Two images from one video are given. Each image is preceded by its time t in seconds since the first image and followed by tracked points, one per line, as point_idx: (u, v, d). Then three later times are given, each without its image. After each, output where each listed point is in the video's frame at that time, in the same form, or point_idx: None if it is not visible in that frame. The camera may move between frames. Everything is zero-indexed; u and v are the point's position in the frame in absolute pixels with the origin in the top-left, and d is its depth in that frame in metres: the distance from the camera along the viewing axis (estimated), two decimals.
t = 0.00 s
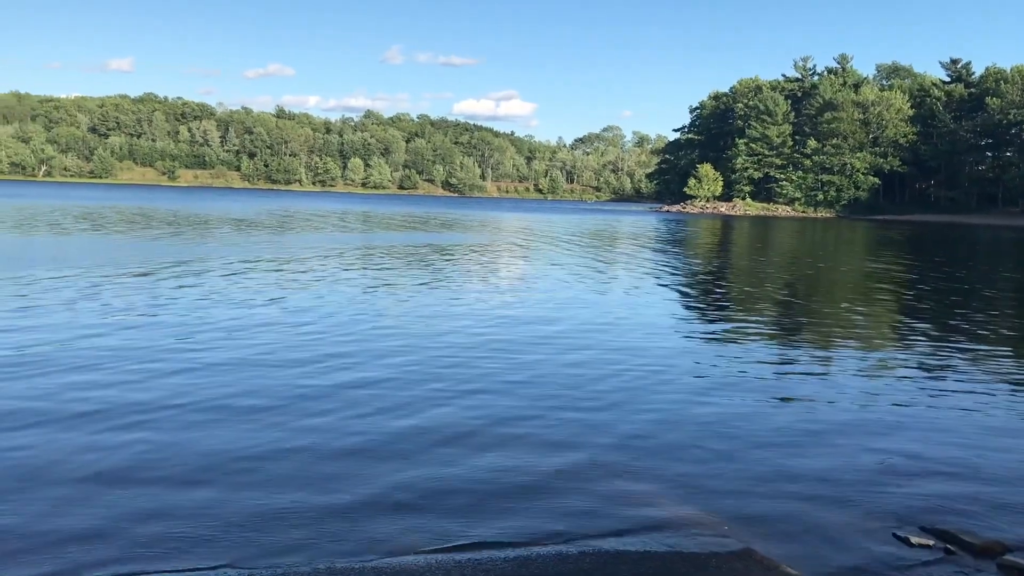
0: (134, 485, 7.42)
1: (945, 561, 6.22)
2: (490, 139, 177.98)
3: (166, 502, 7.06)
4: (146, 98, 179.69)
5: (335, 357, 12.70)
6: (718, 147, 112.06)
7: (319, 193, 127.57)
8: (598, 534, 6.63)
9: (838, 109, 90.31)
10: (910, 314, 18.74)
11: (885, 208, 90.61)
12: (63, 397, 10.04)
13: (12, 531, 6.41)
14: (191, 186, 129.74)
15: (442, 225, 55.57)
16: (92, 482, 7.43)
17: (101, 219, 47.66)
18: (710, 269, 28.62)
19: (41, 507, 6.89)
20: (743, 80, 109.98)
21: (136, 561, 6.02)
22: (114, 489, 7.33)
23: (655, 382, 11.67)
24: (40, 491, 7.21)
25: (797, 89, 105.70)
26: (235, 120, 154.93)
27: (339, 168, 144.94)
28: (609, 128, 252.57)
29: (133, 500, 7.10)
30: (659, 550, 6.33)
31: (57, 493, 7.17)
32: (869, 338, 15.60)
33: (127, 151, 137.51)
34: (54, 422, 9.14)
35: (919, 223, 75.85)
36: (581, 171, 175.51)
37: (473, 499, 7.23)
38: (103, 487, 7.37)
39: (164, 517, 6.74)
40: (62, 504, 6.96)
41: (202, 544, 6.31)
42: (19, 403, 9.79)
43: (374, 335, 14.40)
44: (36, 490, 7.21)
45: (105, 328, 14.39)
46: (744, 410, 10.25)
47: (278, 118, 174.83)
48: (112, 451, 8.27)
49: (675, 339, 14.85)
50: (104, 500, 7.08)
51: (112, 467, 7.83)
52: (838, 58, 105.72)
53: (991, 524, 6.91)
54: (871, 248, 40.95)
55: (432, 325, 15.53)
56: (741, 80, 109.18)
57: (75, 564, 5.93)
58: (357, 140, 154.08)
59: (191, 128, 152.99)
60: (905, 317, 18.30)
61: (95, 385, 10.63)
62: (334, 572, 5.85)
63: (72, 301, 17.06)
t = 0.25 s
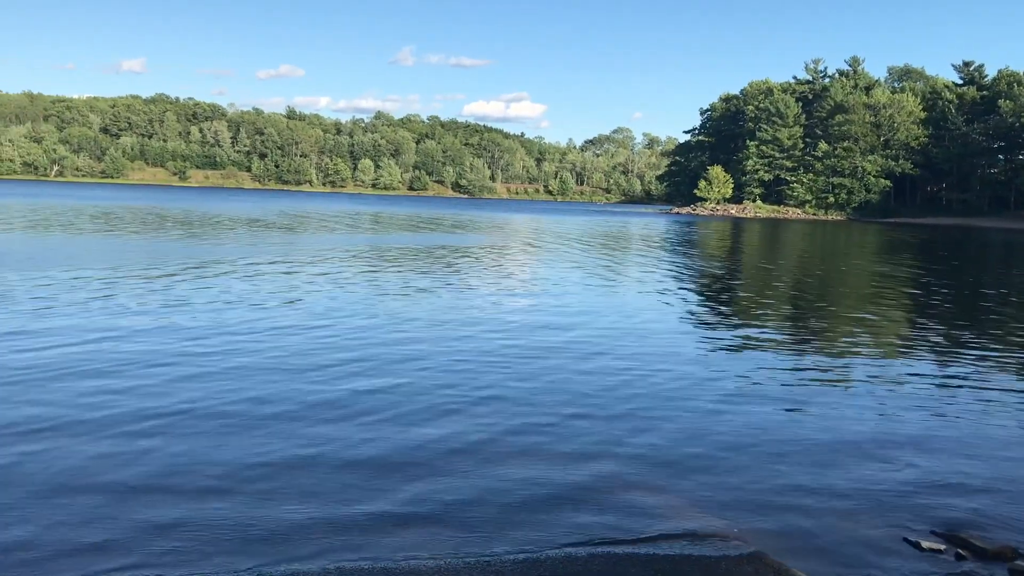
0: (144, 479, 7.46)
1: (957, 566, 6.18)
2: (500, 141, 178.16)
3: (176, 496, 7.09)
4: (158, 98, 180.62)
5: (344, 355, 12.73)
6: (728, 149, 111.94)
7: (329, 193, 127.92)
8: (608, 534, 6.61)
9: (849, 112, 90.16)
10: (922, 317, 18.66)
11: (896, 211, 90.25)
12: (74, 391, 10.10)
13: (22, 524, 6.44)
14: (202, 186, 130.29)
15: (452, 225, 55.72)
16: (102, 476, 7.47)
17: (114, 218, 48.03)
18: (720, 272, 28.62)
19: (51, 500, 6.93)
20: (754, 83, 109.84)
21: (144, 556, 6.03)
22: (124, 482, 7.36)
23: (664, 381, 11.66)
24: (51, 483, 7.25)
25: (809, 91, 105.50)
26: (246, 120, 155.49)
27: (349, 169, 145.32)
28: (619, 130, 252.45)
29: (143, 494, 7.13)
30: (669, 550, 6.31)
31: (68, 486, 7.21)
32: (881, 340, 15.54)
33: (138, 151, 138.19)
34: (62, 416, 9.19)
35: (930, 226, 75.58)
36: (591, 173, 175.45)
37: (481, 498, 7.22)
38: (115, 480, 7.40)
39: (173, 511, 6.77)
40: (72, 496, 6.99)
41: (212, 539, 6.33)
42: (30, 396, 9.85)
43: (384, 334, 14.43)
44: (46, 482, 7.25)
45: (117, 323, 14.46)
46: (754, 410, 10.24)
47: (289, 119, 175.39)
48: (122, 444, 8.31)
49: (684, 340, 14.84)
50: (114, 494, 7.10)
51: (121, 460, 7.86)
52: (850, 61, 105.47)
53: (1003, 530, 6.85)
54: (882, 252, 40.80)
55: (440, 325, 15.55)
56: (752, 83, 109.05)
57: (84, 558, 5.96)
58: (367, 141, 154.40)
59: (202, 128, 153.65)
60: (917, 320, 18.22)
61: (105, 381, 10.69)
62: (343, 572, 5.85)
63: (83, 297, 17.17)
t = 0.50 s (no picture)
0: (151, 479, 7.50)
1: (963, 569, 6.17)
2: (507, 141, 178.21)
3: (184, 496, 7.13)
4: (166, 98, 181.14)
5: (352, 356, 12.74)
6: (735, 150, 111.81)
7: (335, 194, 128.10)
8: (614, 534, 6.63)
9: (857, 113, 89.99)
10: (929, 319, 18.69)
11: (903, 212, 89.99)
12: (83, 394, 10.13)
13: (30, 523, 6.46)
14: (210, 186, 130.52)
15: (459, 226, 55.80)
16: (110, 477, 7.49)
17: (121, 217, 48.17)
18: (727, 273, 28.61)
19: (58, 501, 6.94)
20: (761, 84, 109.71)
21: (149, 555, 6.06)
22: (133, 483, 7.38)
23: (671, 384, 11.65)
24: (59, 485, 7.28)
25: (816, 92, 105.35)
26: (254, 121, 155.73)
27: (356, 169, 145.45)
28: (626, 131, 252.22)
29: (149, 495, 7.16)
30: (676, 552, 6.31)
31: (76, 488, 7.22)
32: (887, 343, 15.52)
33: (146, 150, 138.52)
34: (71, 418, 9.21)
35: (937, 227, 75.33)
36: (597, 174, 175.44)
37: (489, 501, 7.24)
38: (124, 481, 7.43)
39: (178, 512, 6.79)
40: (77, 498, 7.01)
41: (218, 539, 6.34)
42: (40, 398, 9.87)
43: (390, 336, 14.46)
44: (55, 484, 7.28)
45: (125, 324, 14.53)
46: (761, 413, 10.24)
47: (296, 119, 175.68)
48: (130, 445, 8.35)
49: (691, 342, 14.85)
50: (122, 494, 7.14)
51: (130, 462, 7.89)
52: (857, 62, 105.28)
53: (1009, 533, 6.85)
54: (889, 253, 40.71)
55: (446, 326, 15.61)
56: (759, 84, 108.92)
57: (93, 557, 5.98)
58: (374, 141, 154.54)
59: (210, 128, 154.01)
60: (925, 323, 18.18)
61: (114, 381, 10.73)
62: (351, 571, 5.87)
63: (91, 297, 17.25)
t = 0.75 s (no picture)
0: (154, 480, 7.49)
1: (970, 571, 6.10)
2: (513, 141, 178.16)
3: (188, 496, 7.10)
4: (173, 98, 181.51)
5: (357, 356, 12.73)
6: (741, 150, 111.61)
7: (342, 193, 128.15)
8: (618, 534, 6.58)
9: (864, 113, 89.72)
10: (935, 319, 18.66)
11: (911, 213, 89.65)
12: (87, 394, 10.12)
13: (31, 526, 6.44)
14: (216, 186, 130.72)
15: (465, 226, 55.82)
16: (113, 478, 7.47)
17: (128, 217, 48.25)
18: (733, 273, 28.55)
19: (61, 503, 6.92)
20: (768, 84, 109.51)
21: (152, 556, 6.02)
22: (136, 484, 7.36)
23: (677, 383, 11.61)
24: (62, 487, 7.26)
25: (823, 92, 105.09)
26: (260, 120, 155.92)
27: (362, 169, 145.52)
28: (632, 131, 251.99)
29: (152, 496, 7.14)
30: (682, 552, 6.27)
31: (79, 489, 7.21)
32: (894, 343, 15.44)
33: (152, 150, 138.80)
34: (74, 419, 9.18)
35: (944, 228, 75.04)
36: (603, 173, 175.25)
37: (494, 500, 7.20)
38: (127, 483, 7.40)
39: (181, 512, 6.77)
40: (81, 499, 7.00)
41: (221, 539, 6.31)
42: (43, 400, 9.88)
43: (396, 336, 14.43)
44: (58, 487, 7.26)
45: (132, 325, 14.54)
46: (767, 413, 10.19)
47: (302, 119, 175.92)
48: (134, 447, 8.33)
49: (697, 342, 14.79)
50: (125, 495, 7.13)
51: (132, 463, 7.87)
52: (864, 62, 104.99)
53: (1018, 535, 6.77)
54: (896, 254, 40.59)
55: (451, 325, 15.60)
56: (766, 84, 108.71)
57: (96, 560, 5.95)
58: (379, 141, 154.59)
59: (216, 128, 154.28)
60: (932, 323, 18.07)
61: (119, 382, 10.72)
62: (355, 571, 5.83)
63: (95, 297, 17.26)
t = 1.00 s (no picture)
0: (165, 476, 7.57)
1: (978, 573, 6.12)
2: (519, 142, 178.26)
3: (199, 494, 7.18)
4: (181, 98, 182.12)
5: (365, 356, 12.81)
6: (748, 151, 111.61)
7: (349, 194, 128.41)
8: (625, 534, 6.63)
9: (871, 113, 89.63)
10: (942, 321, 18.69)
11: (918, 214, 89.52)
12: (99, 391, 10.25)
13: (44, 522, 6.52)
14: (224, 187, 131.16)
15: (471, 226, 56.02)
16: (124, 476, 7.55)
17: (137, 217, 48.52)
18: (739, 274, 28.65)
19: (74, 499, 7.00)
20: (775, 84, 109.49)
21: (164, 554, 6.10)
22: (147, 481, 7.44)
23: (684, 385, 11.66)
24: (75, 483, 7.34)
25: (830, 93, 105.02)
26: (267, 121, 156.32)
27: (369, 169, 145.79)
28: (639, 132, 251.96)
29: (163, 493, 7.22)
30: (688, 552, 6.32)
31: (92, 486, 7.29)
32: (901, 345, 15.47)
33: (160, 151, 139.33)
34: (86, 413, 9.32)
35: (952, 228, 74.90)
36: (610, 174, 175.24)
37: (502, 500, 7.26)
38: (139, 479, 7.49)
39: (192, 509, 6.85)
40: (94, 495, 7.09)
41: (231, 537, 6.38)
42: (54, 396, 9.96)
43: (404, 336, 14.57)
44: (70, 483, 7.34)
45: (144, 324, 14.71)
46: (773, 414, 10.24)
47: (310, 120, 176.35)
48: (146, 443, 8.42)
49: (703, 343, 14.89)
50: (136, 492, 7.21)
51: (144, 460, 7.96)
52: (872, 63, 104.88)
53: None
54: (903, 255, 40.60)
55: (458, 327, 15.68)
56: (773, 85, 108.73)
57: (108, 556, 6.02)
58: (386, 142, 154.84)
59: (224, 128, 154.79)
60: (939, 324, 18.08)
61: (129, 379, 10.81)
62: (364, 570, 5.88)
63: (105, 298, 17.39)
